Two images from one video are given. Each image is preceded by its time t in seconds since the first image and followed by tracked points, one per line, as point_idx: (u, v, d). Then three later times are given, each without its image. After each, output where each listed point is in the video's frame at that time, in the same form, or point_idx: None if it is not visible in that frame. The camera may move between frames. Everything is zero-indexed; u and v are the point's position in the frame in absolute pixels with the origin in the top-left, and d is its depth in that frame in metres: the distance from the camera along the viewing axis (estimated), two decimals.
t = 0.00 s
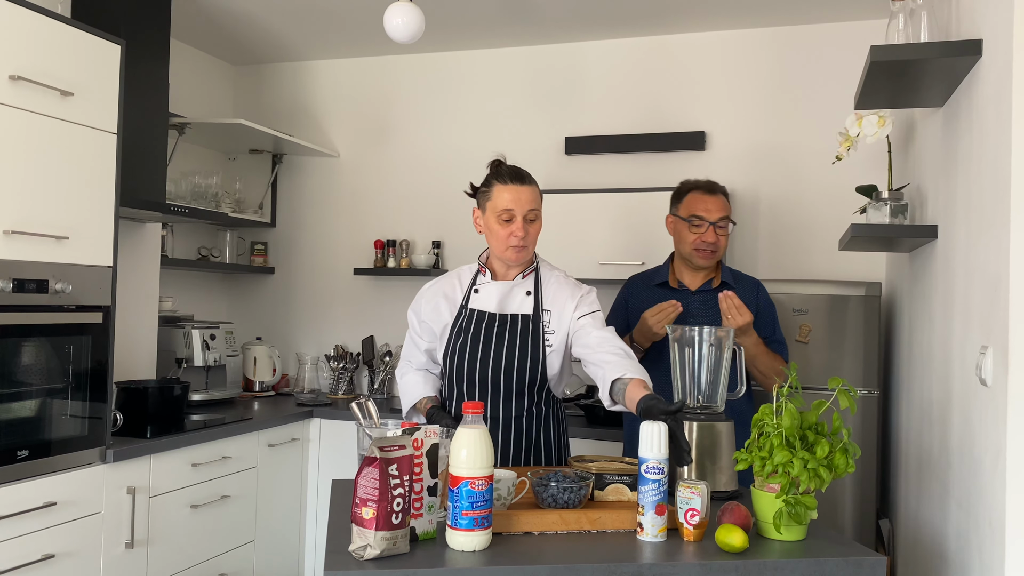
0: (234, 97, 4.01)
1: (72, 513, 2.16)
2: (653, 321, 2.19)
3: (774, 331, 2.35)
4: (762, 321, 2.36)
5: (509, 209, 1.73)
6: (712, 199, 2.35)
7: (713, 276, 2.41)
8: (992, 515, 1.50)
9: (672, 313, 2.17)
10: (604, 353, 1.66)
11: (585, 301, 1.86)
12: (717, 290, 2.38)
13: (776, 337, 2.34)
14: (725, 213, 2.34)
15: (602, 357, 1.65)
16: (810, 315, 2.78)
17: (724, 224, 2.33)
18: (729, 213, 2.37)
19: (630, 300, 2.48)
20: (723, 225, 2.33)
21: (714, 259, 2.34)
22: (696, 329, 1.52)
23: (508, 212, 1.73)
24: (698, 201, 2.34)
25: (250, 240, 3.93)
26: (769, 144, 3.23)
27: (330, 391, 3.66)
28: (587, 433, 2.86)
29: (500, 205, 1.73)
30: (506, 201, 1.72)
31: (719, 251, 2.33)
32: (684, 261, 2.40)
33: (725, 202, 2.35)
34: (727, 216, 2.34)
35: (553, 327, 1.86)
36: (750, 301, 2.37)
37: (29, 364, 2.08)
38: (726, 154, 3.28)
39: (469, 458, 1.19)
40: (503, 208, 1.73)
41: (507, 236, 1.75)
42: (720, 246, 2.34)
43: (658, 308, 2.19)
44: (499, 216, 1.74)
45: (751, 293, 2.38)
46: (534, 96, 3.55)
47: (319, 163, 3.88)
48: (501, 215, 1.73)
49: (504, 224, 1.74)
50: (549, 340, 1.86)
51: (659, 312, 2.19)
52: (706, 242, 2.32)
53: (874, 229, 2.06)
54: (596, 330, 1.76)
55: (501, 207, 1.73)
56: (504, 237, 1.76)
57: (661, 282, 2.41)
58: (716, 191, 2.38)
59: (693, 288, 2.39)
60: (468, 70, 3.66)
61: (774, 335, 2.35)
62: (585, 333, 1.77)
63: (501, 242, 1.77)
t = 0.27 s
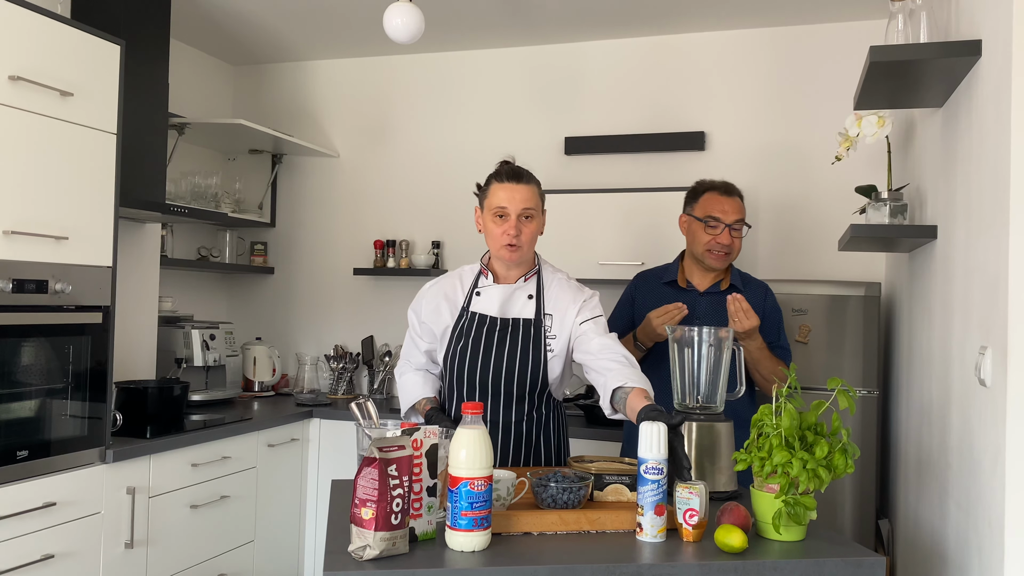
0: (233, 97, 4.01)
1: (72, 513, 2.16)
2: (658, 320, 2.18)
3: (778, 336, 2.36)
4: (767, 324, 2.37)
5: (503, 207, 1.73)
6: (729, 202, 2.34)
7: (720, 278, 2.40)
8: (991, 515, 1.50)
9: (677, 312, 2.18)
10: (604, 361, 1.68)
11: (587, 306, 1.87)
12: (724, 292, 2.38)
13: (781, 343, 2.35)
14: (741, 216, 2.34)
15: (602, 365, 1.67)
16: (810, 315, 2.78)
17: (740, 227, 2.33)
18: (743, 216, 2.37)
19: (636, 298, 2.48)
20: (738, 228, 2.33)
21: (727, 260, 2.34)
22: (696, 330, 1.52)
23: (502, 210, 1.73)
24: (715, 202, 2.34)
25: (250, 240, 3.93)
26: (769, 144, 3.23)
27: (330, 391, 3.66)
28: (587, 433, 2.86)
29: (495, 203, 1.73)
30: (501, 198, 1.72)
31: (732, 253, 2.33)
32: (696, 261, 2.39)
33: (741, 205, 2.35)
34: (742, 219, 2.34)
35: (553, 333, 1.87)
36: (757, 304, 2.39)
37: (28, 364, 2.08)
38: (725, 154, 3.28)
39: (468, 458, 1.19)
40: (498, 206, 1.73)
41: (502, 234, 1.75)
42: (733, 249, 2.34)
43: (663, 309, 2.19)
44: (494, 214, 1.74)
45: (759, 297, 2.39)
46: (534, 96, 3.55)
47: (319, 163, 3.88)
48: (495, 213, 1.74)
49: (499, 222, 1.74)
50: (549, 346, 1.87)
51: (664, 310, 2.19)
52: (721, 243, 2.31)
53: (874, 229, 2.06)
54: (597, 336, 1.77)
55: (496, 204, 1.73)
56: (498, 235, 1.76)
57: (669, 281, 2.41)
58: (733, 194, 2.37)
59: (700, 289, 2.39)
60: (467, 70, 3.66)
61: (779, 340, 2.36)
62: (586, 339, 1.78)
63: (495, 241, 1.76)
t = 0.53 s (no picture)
0: (234, 97, 4.01)
1: (72, 512, 2.16)
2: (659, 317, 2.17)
3: (780, 334, 2.35)
4: (768, 322, 2.36)
5: (507, 203, 1.73)
6: (723, 197, 2.36)
7: (722, 275, 2.41)
8: (991, 513, 1.50)
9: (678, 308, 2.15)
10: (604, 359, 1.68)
11: (592, 304, 1.87)
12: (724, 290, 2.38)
13: (783, 340, 2.34)
14: (736, 210, 2.34)
15: (604, 364, 1.67)
16: (810, 314, 2.79)
17: (734, 221, 2.33)
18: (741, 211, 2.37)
19: (638, 298, 2.48)
20: (733, 223, 2.33)
21: (724, 255, 2.35)
22: (696, 328, 1.52)
23: (505, 206, 1.73)
24: (709, 198, 2.36)
25: (250, 239, 3.93)
26: (769, 143, 3.23)
27: (330, 391, 3.66)
28: (587, 433, 2.86)
29: (499, 197, 1.73)
30: (505, 194, 1.72)
31: (728, 248, 2.33)
32: (695, 259, 2.41)
33: (735, 200, 2.36)
34: (737, 213, 2.34)
35: (557, 329, 1.88)
36: (758, 302, 2.38)
37: (29, 364, 2.08)
38: (726, 153, 3.28)
39: (468, 457, 1.19)
40: (502, 201, 1.73)
41: (503, 230, 1.75)
42: (730, 243, 2.34)
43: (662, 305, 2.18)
44: (497, 209, 1.74)
45: (760, 294, 2.38)
46: (534, 95, 3.55)
47: (319, 162, 3.88)
48: (498, 207, 1.74)
49: (501, 218, 1.74)
50: (553, 342, 1.88)
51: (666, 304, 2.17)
52: (716, 238, 2.33)
53: (874, 228, 2.06)
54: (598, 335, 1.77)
55: (500, 199, 1.73)
56: (500, 230, 1.76)
57: (670, 280, 2.41)
58: (727, 190, 2.39)
59: (700, 287, 2.40)
60: (467, 70, 3.66)
61: (780, 338, 2.34)
62: (587, 338, 1.79)
63: (497, 236, 1.77)
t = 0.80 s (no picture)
0: (233, 96, 4.01)
1: (72, 511, 2.16)
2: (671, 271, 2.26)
3: (778, 329, 2.35)
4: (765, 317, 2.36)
5: (523, 220, 1.72)
6: (706, 192, 2.36)
7: (715, 274, 2.39)
8: (991, 513, 1.50)
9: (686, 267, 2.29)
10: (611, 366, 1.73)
11: (594, 305, 1.88)
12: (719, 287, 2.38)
13: (780, 335, 2.34)
14: (719, 204, 2.34)
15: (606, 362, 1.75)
16: (810, 314, 2.79)
17: (719, 215, 2.32)
18: (726, 205, 2.36)
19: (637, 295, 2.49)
20: (718, 216, 2.33)
21: (712, 251, 2.33)
22: (695, 328, 1.51)
23: (522, 224, 1.72)
24: (692, 195, 2.37)
25: (250, 239, 3.93)
26: (770, 143, 3.23)
27: (330, 390, 3.66)
28: (587, 432, 2.86)
29: (516, 217, 1.71)
30: (523, 214, 1.71)
31: (715, 242, 2.32)
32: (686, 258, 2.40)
33: (718, 194, 2.36)
34: (721, 207, 2.34)
35: (558, 325, 1.87)
36: (754, 299, 2.38)
37: (29, 363, 2.08)
38: (726, 153, 3.28)
39: (469, 456, 1.19)
40: (518, 219, 1.71)
41: (518, 245, 1.75)
42: (717, 237, 2.33)
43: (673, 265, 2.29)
44: (512, 226, 1.73)
45: (755, 289, 2.38)
46: (534, 95, 3.56)
47: (319, 162, 3.88)
48: (515, 226, 1.73)
49: (517, 234, 1.74)
50: (555, 339, 1.87)
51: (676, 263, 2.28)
52: (702, 233, 2.32)
53: (873, 227, 2.06)
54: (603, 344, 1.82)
55: (515, 217, 1.71)
56: (514, 245, 1.76)
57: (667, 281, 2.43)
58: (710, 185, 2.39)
59: (696, 286, 2.38)
60: (467, 69, 3.66)
61: (779, 333, 2.34)
62: (592, 343, 1.83)
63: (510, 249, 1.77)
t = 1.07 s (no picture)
0: (233, 96, 4.01)
1: (71, 511, 2.16)
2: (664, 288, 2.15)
3: (772, 326, 2.35)
4: (758, 315, 2.36)
5: (520, 220, 1.72)
6: (695, 193, 2.30)
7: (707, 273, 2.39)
8: (991, 512, 1.50)
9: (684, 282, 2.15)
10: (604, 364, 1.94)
11: (593, 302, 1.97)
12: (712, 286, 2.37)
13: (774, 332, 2.34)
14: (709, 206, 2.28)
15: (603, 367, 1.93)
16: (809, 313, 2.79)
17: (706, 217, 2.27)
18: (716, 206, 2.31)
19: (629, 299, 2.48)
20: (706, 217, 2.28)
21: (700, 251, 2.32)
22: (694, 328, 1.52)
23: (519, 224, 1.72)
24: (680, 195, 2.30)
25: (250, 239, 3.92)
26: (770, 142, 3.23)
27: (330, 390, 3.66)
28: (587, 432, 2.86)
29: (512, 216, 1.71)
30: (519, 214, 1.71)
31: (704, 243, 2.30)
32: (675, 257, 2.38)
33: (708, 195, 2.30)
34: (710, 208, 2.28)
35: (565, 319, 1.93)
36: (746, 299, 2.37)
37: (29, 363, 2.08)
38: (726, 152, 3.28)
39: (468, 455, 1.19)
40: (515, 219, 1.71)
41: (515, 245, 1.75)
42: (704, 239, 2.30)
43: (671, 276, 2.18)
44: (509, 225, 1.73)
45: (747, 288, 2.37)
46: (534, 95, 3.55)
47: (319, 162, 3.88)
48: (511, 225, 1.73)
49: (513, 234, 1.74)
50: (563, 332, 1.92)
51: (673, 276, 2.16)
52: (690, 235, 2.29)
53: (873, 227, 2.06)
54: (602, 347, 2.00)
55: (512, 217, 1.71)
56: (511, 245, 1.76)
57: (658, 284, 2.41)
58: (699, 185, 2.33)
59: (689, 286, 2.38)
60: (467, 69, 3.66)
61: (772, 329, 2.34)
62: (594, 343, 1.98)
63: (507, 249, 1.77)
